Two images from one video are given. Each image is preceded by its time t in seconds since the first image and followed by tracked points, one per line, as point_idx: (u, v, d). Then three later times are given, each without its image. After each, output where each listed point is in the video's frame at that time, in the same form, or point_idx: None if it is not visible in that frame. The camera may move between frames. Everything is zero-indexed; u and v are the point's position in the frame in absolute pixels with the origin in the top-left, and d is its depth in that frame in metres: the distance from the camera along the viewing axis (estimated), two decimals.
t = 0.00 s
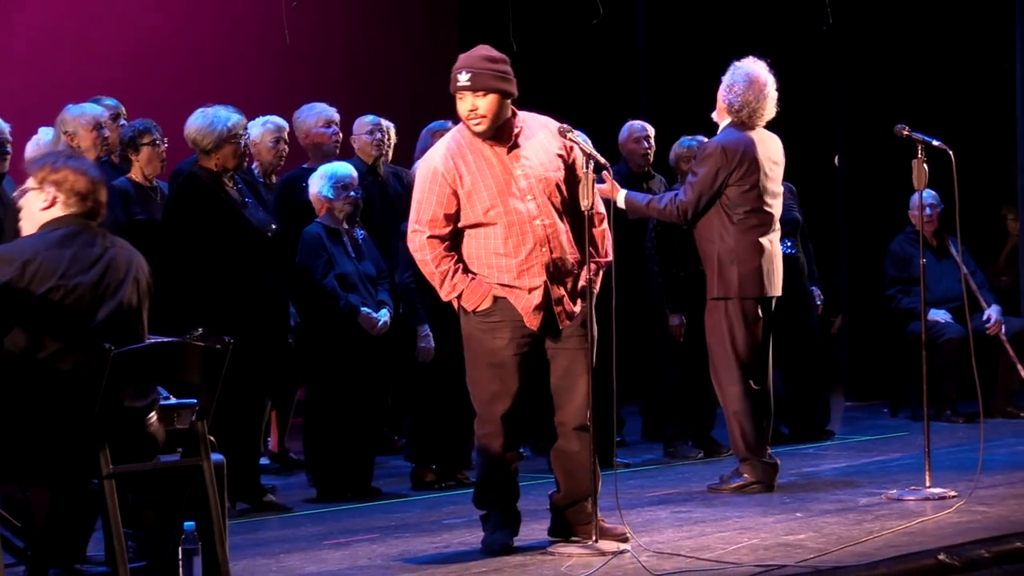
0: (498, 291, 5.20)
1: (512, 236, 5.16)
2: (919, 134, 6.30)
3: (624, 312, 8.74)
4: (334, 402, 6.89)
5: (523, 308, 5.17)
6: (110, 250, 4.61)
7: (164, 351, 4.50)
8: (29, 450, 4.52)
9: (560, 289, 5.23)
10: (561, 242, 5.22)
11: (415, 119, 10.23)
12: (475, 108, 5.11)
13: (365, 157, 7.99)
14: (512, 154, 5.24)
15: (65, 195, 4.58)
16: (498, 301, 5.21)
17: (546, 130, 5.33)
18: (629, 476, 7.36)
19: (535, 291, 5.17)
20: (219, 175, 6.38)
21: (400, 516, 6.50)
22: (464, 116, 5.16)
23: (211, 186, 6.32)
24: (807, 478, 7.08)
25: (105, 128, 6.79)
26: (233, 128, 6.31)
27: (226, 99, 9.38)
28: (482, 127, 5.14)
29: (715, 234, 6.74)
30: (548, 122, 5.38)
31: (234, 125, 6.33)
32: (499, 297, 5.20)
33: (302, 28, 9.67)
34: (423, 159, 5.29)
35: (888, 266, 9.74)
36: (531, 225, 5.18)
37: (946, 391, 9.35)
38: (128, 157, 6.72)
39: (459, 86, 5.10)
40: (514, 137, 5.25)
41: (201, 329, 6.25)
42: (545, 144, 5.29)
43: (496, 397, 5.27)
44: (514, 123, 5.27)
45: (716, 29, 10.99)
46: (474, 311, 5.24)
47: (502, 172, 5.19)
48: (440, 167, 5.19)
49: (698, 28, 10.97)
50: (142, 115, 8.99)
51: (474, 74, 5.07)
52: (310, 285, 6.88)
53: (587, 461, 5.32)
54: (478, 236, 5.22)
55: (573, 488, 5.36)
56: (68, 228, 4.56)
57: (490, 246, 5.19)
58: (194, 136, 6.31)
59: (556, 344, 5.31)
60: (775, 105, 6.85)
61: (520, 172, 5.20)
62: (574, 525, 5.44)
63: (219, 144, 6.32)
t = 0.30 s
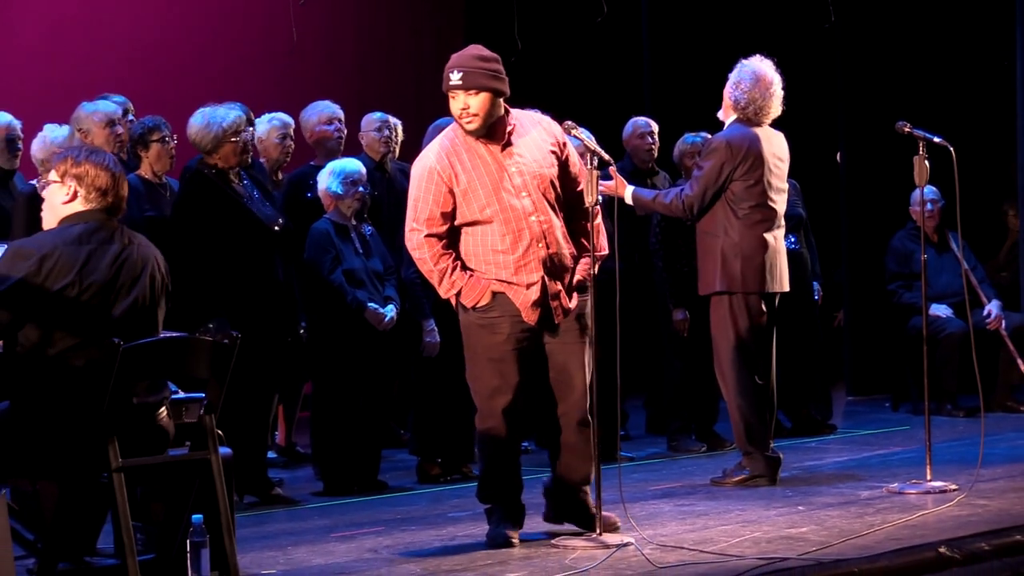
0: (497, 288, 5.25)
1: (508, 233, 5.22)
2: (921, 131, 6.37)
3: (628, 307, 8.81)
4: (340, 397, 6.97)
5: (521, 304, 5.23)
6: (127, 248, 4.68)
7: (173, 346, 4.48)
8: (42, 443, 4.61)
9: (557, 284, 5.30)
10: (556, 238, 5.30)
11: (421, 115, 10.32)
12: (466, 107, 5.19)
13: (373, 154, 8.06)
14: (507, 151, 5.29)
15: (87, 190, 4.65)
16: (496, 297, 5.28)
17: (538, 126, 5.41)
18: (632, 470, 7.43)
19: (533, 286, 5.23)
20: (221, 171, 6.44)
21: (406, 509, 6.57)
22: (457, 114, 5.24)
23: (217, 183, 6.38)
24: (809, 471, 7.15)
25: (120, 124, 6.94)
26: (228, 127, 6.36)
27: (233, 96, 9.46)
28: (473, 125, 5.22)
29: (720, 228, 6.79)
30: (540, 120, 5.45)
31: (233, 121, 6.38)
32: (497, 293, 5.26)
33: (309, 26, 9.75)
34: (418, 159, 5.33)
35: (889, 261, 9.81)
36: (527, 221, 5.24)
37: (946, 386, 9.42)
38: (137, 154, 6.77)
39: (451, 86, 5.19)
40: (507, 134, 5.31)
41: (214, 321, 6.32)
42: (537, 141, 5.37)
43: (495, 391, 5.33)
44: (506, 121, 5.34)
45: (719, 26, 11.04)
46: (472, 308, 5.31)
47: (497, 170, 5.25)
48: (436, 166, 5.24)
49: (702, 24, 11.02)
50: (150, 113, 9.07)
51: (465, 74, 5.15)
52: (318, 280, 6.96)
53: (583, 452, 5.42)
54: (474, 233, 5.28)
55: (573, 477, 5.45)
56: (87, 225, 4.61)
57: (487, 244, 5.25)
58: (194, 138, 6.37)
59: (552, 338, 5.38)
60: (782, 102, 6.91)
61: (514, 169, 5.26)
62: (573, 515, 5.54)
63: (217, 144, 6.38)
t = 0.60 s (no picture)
0: (499, 282, 5.32)
1: (512, 228, 5.29)
2: (919, 130, 6.42)
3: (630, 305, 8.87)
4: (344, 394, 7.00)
5: (522, 299, 5.29)
6: (136, 248, 4.74)
7: (178, 343, 4.53)
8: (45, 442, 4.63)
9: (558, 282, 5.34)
10: (559, 236, 5.35)
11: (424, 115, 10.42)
12: (479, 98, 5.26)
13: (377, 152, 8.16)
14: (516, 147, 5.37)
15: (92, 190, 4.71)
16: (498, 292, 5.34)
17: (548, 126, 5.47)
18: (633, 466, 7.48)
19: (533, 283, 5.28)
20: (227, 168, 6.50)
21: (408, 505, 6.63)
22: (469, 106, 5.31)
23: (222, 181, 6.44)
24: (809, 468, 7.20)
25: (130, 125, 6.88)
26: (238, 121, 6.43)
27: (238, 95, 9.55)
28: (485, 117, 5.28)
29: (722, 226, 6.84)
30: (552, 121, 5.51)
31: (240, 120, 6.45)
32: (499, 288, 5.32)
33: (312, 26, 9.84)
34: (431, 150, 5.42)
35: (889, 259, 9.87)
36: (531, 217, 5.30)
37: (946, 382, 9.48)
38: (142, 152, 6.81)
39: (466, 77, 5.26)
40: (519, 130, 5.39)
41: (210, 320, 6.40)
42: (549, 139, 5.42)
43: (496, 386, 5.39)
44: (519, 118, 5.41)
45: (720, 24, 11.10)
46: (475, 301, 5.37)
47: (505, 165, 5.32)
48: (446, 158, 5.33)
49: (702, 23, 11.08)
50: (154, 111, 9.15)
51: (480, 65, 5.23)
52: (321, 277, 7.02)
53: (580, 449, 5.49)
54: (479, 227, 5.35)
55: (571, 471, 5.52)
56: (94, 224, 4.67)
57: (492, 238, 5.32)
58: (202, 131, 6.43)
59: (554, 336, 5.44)
60: (783, 99, 6.96)
61: (522, 165, 5.32)
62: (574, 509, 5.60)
63: (225, 137, 6.43)
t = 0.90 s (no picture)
0: (512, 280, 5.43)
1: (531, 227, 5.42)
2: (920, 130, 6.48)
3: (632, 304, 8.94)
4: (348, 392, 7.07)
5: (532, 298, 5.40)
6: (144, 246, 4.77)
7: (185, 341, 4.56)
8: (56, 436, 4.72)
9: (570, 284, 5.45)
10: (576, 242, 5.48)
11: (427, 115, 10.52)
12: (520, 97, 5.39)
13: (382, 153, 8.22)
14: (547, 149, 5.50)
15: (76, 194, 4.75)
16: (511, 289, 5.45)
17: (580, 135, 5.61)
18: (636, 464, 7.54)
19: (545, 284, 5.40)
20: (235, 168, 6.56)
21: (413, 502, 6.69)
22: (509, 103, 5.44)
23: (229, 184, 6.48)
24: (810, 466, 7.26)
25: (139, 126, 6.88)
26: (247, 121, 6.47)
27: (242, 94, 9.62)
28: (524, 116, 5.42)
29: (723, 225, 6.90)
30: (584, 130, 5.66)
31: (250, 120, 6.50)
32: (512, 285, 5.44)
33: (316, 28, 9.93)
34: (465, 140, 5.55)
35: (889, 258, 9.93)
36: (550, 219, 5.43)
37: (946, 381, 9.54)
38: (149, 153, 6.87)
39: (509, 74, 5.37)
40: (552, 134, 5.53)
41: (219, 317, 6.41)
42: (580, 148, 5.56)
43: (505, 379, 5.47)
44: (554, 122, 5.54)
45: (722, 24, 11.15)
46: (487, 296, 5.48)
47: (533, 164, 5.45)
48: (478, 149, 5.45)
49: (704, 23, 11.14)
50: (159, 112, 9.21)
51: (526, 63, 5.34)
52: (325, 277, 7.06)
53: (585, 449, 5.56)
54: (500, 221, 5.47)
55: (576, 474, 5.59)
56: (99, 225, 4.70)
57: (509, 233, 5.44)
58: (211, 129, 6.48)
59: (561, 334, 5.51)
60: (784, 100, 7.02)
61: (550, 167, 5.46)
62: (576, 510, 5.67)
63: (235, 137, 6.49)
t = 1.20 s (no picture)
0: (502, 275, 5.60)
1: (527, 227, 5.58)
2: (916, 131, 6.53)
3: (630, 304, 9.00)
4: (349, 390, 7.12)
5: (517, 296, 5.58)
6: (142, 245, 4.81)
7: (186, 340, 4.61)
8: (57, 435, 4.76)
9: (559, 287, 5.59)
10: (571, 247, 5.61)
11: (427, 115, 10.63)
12: (557, 101, 5.53)
13: (383, 153, 8.28)
14: (562, 152, 5.61)
15: (60, 198, 4.78)
16: (501, 283, 5.63)
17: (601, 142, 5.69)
18: (634, 462, 7.59)
19: (531, 283, 5.57)
20: (237, 168, 6.61)
21: (413, 500, 6.73)
22: (545, 108, 5.56)
23: (230, 183, 6.55)
24: (806, 464, 7.31)
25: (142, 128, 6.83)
26: (248, 121, 6.53)
27: (243, 96, 9.68)
28: (557, 121, 5.54)
29: (720, 226, 6.94)
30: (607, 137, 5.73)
31: (250, 120, 6.56)
32: (502, 280, 5.62)
33: (317, 30, 10.00)
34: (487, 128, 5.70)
35: (885, 258, 9.97)
36: (547, 222, 5.57)
37: (942, 380, 9.60)
38: (150, 153, 6.97)
39: (551, 79, 5.50)
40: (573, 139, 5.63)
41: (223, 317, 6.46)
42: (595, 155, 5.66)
43: (492, 366, 5.64)
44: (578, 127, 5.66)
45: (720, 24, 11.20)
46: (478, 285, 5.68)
47: (542, 166, 5.58)
48: (493, 141, 5.60)
49: (702, 22, 11.18)
50: (160, 112, 9.26)
51: (568, 69, 5.49)
52: (325, 277, 7.10)
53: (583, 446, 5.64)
54: (502, 216, 5.63)
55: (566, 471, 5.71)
56: (93, 229, 4.74)
57: (507, 229, 5.61)
58: (212, 130, 6.54)
59: (547, 327, 5.65)
60: (780, 101, 7.08)
61: (558, 171, 5.58)
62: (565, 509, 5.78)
63: (236, 137, 6.55)
